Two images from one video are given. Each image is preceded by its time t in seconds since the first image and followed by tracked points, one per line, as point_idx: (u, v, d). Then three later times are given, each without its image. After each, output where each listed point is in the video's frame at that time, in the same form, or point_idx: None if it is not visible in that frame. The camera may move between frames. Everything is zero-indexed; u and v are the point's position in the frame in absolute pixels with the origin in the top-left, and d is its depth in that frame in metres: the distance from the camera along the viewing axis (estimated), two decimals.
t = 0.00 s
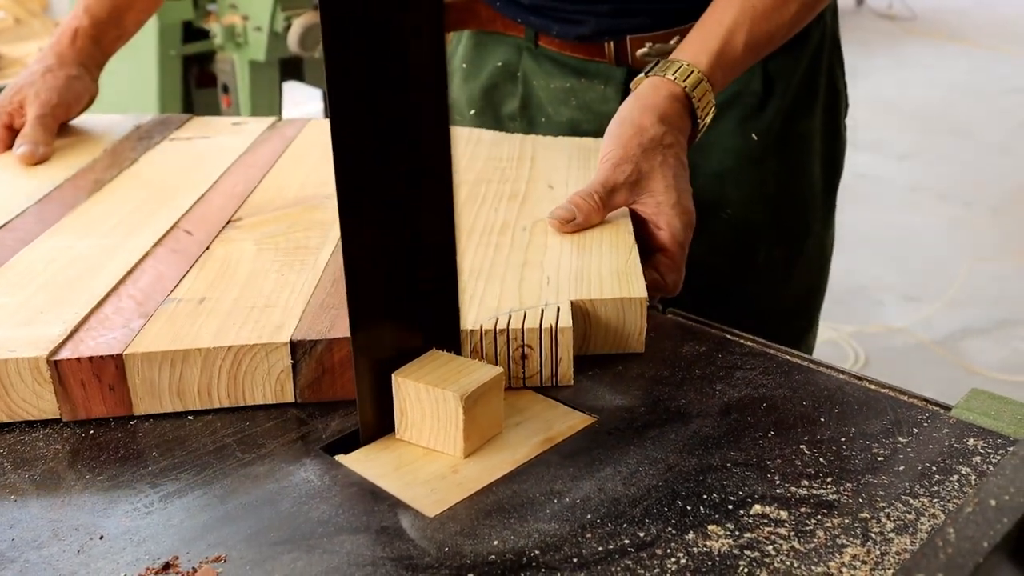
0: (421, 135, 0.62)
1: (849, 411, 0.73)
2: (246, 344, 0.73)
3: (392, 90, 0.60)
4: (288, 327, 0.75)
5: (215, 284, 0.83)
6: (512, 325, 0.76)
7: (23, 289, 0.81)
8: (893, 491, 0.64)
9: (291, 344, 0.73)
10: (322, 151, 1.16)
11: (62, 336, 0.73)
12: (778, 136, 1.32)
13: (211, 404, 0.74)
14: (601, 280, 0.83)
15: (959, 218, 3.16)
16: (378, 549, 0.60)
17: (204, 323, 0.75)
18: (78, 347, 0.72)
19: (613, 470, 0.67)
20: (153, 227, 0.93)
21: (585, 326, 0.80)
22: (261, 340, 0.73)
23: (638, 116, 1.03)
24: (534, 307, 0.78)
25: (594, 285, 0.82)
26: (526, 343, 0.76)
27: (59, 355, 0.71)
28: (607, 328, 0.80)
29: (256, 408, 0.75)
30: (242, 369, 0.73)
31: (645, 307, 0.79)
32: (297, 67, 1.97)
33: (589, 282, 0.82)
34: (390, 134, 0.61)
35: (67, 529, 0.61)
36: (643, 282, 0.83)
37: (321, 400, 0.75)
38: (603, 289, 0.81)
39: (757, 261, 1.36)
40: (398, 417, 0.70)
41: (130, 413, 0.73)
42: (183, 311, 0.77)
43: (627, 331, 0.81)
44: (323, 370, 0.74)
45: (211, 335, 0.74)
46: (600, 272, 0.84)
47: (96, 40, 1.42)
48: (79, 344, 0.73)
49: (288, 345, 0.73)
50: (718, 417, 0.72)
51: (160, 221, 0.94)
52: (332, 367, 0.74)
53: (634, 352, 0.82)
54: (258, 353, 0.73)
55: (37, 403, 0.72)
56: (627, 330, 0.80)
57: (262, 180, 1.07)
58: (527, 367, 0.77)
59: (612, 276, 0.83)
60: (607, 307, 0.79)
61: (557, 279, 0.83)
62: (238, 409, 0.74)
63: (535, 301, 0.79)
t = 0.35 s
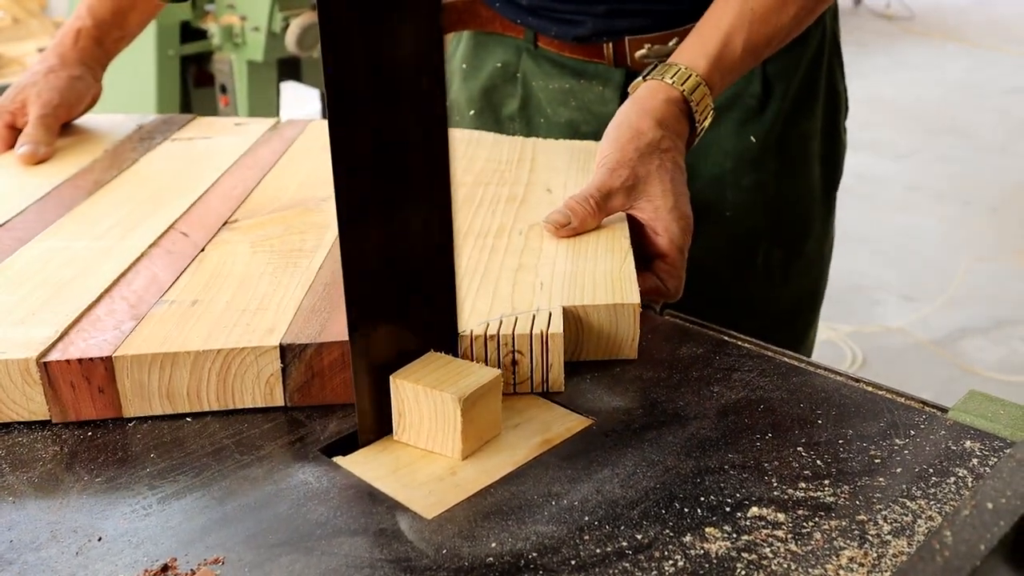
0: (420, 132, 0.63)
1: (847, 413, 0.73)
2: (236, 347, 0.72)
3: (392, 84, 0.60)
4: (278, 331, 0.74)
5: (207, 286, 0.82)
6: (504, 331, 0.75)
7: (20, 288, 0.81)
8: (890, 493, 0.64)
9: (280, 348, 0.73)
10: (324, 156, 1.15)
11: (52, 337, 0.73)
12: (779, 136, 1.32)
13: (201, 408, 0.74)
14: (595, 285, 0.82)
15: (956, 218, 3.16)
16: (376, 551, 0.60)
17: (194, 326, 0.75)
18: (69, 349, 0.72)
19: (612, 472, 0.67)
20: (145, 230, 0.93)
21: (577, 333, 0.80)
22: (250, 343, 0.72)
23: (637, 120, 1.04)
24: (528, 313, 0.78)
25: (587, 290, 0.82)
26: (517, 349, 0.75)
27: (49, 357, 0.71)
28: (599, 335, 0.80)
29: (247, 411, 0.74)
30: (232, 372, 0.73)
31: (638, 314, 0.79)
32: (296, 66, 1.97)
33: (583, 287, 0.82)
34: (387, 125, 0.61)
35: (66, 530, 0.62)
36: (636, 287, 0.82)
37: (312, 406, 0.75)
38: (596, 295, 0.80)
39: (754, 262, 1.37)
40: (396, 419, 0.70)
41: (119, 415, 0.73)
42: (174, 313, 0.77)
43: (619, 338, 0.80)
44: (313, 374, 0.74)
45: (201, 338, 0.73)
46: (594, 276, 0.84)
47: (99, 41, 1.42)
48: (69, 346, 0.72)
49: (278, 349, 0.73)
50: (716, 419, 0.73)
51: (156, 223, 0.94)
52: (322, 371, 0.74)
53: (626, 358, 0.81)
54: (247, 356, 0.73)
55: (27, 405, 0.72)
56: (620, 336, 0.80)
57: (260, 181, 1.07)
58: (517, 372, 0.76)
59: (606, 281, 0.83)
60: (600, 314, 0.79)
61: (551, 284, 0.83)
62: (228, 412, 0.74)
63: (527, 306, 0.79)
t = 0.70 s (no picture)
0: (425, 132, 0.62)
1: (851, 414, 0.73)
2: (228, 353, 0.71)
3: (397, 81, 0.60)
4: (272, 337, 0.74)
5: (199, 291, 0.82)
6: (499, 336, 0.74)
7: (9, 291, 0.81)
8: (893, 494, 0.64)
9: (273, 354, 0.72)
10: (313, 160, 1.15)
11: (42, 345, 0.72)
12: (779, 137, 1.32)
13: (194, 414, 0.73)
14: (590, 290, 0.82)
15: (956, 219, 3.17)
16: (381, 551, 0.60)
17: (186, 332, 0.74)
18: (60, 356, 0.71)
19: (616, 473, 0.67)
20: (136, 234, 0.92)
21: (572, 336, 0.80)
22: (242, 349, 0.72)
23: (628, 121, 1.04)
24: (523, 318, 0.77)
25: (582, 294, 0.81)
26: (513, 354, 0.75)
27: (39, 364, 0.70)
28: (595, 338, 0.80)
29: (241, 417, 0.74)
30: (225, 378, 0.72)
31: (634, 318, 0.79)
32: (297, 66, 1.97)
33: (578, 291, 0.82)
34: (388, 123, 0.61)
35: (71, 530, 0.62)
36: (631, 291, 0.82)
37: (307, 411, 0.74)
38: (592, 299, 0.80)
39: (755, 262, 1.37)
40: (400, 420, 0.70)
41: (111, 423, 0.72)
42: (166, 319, 0.76)
43: (614, 342, 0.80)
44: (308, 380, 0.73)
45: (193, 344, 0.72)
46: (589, 280, 0.84)
47: (87, 44, 1.37)
48: (59, 353, 0.71)
49: (271, 354, 0.72)
50: (719, 420, 0.73)
51: (148, 227, 0.94)
52: (316, 377, 0.73)
53: (622, 362, 0.81)
54: (240, 363, 0.72)
55: (16, 413, 0.71)
56: (615, 340, 0.80)
57: (250, 185, 1.07)
58: (515, 376, 0.76)
59: (601, 285, 0.83)
60: (595, 318, 0.79)
61: (545, 287, 0.83)
62: (223, 418, 0.74)
63: (521, 311, 0.78)
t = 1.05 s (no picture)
0: (431, 134, 0.63)
1: (853, 414, 0.73)
2: (229, 355, 0.71)
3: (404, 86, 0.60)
4: (273, 338, 0.74)
5: (197, 293, 0.82)
6: (501, 335, 0.75)
7: (7, 294, 0.81)
8: (896, 494, 0.64)
9: (275, 356, 0.72)
10: (305, 160, 1.15)
11: (42, 348, 0.72)
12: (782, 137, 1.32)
13: (195, 417, 0.73)
14: (589, 289, 0.82)
15: (957, 219, 3.17)
16: (384, 550, 0.60)
17: (186, 334, 0.74)
18: (60, 359, 0.71)
19: (619, 473, 0.67)
20: (132, 237, 0.92)
21: (571, 335, 0.80)
22: (244, 351, 0.72)
23: (629, 120, 1.04)
24: (523, 317, 0.78)
25: (581, 294, 0.81)
26: (514, 353, 0.75)
27: (40, 367, 0.70)
28: (594, 337, 0.80)
29: (242, 419, 0.74)
30: (227, 381, 0.72)
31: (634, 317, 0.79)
32: (299, 66, 1.97)
33: (577, 291, 0.82)
34: (393, 133, 0.62)
35: (75, 529, 0.62)
36: (630, 290, 0.82)
37: (308, 412, 0.74)
38: (591, 299, 0.80)
39: (756, 261, 1.37)
40: (404, 419, 0.70)
41: (112, 426, 0.72)
42: (166, 321, 0.76)
43: (613, 341, 0.80)
44: (309, 381, 0.74)
45: (194, 346, 0.72)
46: (588, 279, 0.84)
47: (79, 48, 1.38)
48: (60, 356, 0.71)
49: (273, 356, 0.72)
50: (722, 420, 0.73)
51: (149, 228, 0.94)
52: (318, 378, 0.73)
53: (623, 361, 0.81)
54: (241, 365, 0.72)
55: (17, 416, 0.71)
56: (615, 339, 0.80)
57: (246, 187, 1.07)
58: (515, 375, 0.76)
59: (600, 285, 0.83)
60: (595, 317, 0.79)
61: (545, 287, 0.83)
62: (225, 420, 0.74)
63: (522, 310, 0.78)
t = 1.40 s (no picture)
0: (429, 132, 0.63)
1: (852, 414, 0.73)
2: (223, 356, 0.71)
3: (399, 82, 0.60)
4: (267, 339, 0.74)
5: (190, 294, 0.82)
6: (495, 335, 0.75)
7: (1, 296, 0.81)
8: (895, 494, 0.64)
9: (269, 356, 0.72)
10: (296, 160, 1.15)
11: (36, 350, 0.72)
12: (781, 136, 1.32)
13: (189, 418, 0.73)
14: (583, 289, 0.82)
15: (957, 219, 3.17)
16: (383, 550, 0.60)
17: (179, 336, 0.74)
18: (54, 361, 0.71)
19: (617, 473, 0.67)
20: (122, 238, 0.92)
21: (565, 335, 0.80)
22: (238, 351, 0.72)
23: (614, 118, 1.04)
24: (518, 315, 0.78)
25: (575, 293, 0.82)
26: (510, 353, 0.75)
27: (33, 370, 0.70)
28: (589, 335, 0.80)
29: (237, 420, 0.74)
30: (222, 382, 0.72)
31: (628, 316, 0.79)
32: (299, 65, 1.97)
33: (573, 290, 0.82)
34: (388, 129, 0.61)
35: (74, 529, 0.62)
36: (624, 288, 0.83)
37: (304, 412, 0.74)
38: (585, 298, 0.80)
39: (756, 260, 1.37)
40: (402, 419, 0.70)
41: (106, 428, 0.72)
42: (159, 323, 0.76)
43: (608, 340, 0.80)
44: (304, 381, 0.73)
45: (187, 348, 0.72)
46: (581, 278, 0.84)
47: (67, 48, 1.38)
48: (53, 359, 0.71)
49: (268, 356, 0.72)
50: (721, 420, 0.73)
51: (137, 229, 0.95)
52: (313, 378, 0.73)
53: (618, 360, 0.81)
54: (235, 366, 0.72)
55: (10, 420, 0.71)
56: (610, 338, 0.80)
57: (237, 187, 1.07)
58: (512, 373, 0.76)
59: (595, 284, 0.83)
60: (590, 316, 0.79)
61: (539, 286, 0.83)
62: (220, 421, 0.73)
63: (517, 309, 0.79)
